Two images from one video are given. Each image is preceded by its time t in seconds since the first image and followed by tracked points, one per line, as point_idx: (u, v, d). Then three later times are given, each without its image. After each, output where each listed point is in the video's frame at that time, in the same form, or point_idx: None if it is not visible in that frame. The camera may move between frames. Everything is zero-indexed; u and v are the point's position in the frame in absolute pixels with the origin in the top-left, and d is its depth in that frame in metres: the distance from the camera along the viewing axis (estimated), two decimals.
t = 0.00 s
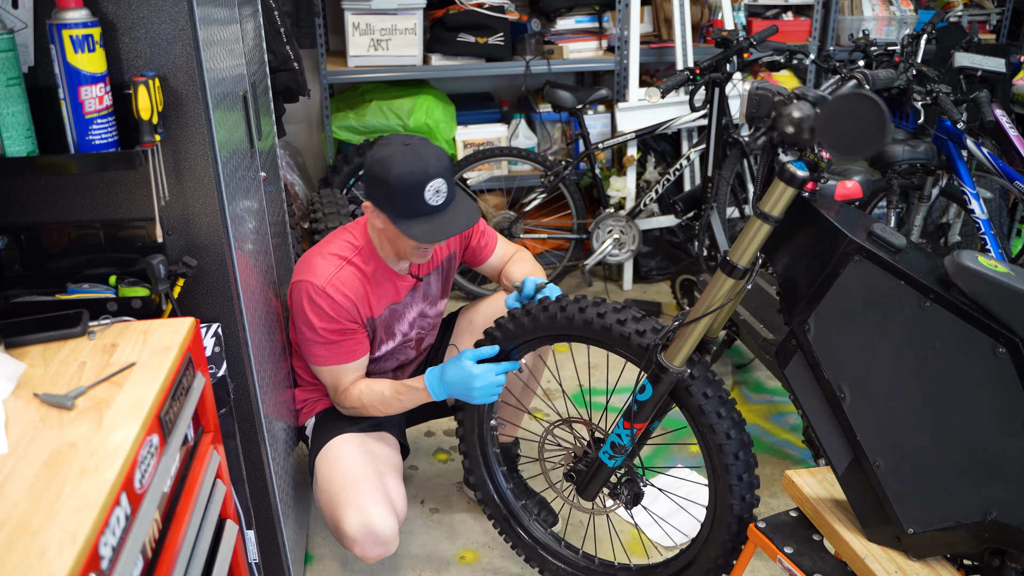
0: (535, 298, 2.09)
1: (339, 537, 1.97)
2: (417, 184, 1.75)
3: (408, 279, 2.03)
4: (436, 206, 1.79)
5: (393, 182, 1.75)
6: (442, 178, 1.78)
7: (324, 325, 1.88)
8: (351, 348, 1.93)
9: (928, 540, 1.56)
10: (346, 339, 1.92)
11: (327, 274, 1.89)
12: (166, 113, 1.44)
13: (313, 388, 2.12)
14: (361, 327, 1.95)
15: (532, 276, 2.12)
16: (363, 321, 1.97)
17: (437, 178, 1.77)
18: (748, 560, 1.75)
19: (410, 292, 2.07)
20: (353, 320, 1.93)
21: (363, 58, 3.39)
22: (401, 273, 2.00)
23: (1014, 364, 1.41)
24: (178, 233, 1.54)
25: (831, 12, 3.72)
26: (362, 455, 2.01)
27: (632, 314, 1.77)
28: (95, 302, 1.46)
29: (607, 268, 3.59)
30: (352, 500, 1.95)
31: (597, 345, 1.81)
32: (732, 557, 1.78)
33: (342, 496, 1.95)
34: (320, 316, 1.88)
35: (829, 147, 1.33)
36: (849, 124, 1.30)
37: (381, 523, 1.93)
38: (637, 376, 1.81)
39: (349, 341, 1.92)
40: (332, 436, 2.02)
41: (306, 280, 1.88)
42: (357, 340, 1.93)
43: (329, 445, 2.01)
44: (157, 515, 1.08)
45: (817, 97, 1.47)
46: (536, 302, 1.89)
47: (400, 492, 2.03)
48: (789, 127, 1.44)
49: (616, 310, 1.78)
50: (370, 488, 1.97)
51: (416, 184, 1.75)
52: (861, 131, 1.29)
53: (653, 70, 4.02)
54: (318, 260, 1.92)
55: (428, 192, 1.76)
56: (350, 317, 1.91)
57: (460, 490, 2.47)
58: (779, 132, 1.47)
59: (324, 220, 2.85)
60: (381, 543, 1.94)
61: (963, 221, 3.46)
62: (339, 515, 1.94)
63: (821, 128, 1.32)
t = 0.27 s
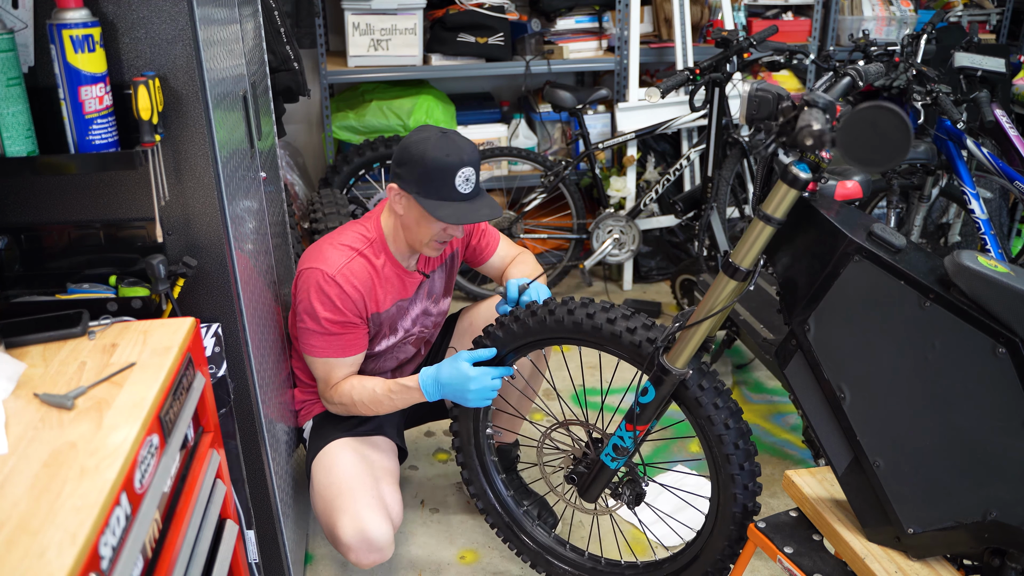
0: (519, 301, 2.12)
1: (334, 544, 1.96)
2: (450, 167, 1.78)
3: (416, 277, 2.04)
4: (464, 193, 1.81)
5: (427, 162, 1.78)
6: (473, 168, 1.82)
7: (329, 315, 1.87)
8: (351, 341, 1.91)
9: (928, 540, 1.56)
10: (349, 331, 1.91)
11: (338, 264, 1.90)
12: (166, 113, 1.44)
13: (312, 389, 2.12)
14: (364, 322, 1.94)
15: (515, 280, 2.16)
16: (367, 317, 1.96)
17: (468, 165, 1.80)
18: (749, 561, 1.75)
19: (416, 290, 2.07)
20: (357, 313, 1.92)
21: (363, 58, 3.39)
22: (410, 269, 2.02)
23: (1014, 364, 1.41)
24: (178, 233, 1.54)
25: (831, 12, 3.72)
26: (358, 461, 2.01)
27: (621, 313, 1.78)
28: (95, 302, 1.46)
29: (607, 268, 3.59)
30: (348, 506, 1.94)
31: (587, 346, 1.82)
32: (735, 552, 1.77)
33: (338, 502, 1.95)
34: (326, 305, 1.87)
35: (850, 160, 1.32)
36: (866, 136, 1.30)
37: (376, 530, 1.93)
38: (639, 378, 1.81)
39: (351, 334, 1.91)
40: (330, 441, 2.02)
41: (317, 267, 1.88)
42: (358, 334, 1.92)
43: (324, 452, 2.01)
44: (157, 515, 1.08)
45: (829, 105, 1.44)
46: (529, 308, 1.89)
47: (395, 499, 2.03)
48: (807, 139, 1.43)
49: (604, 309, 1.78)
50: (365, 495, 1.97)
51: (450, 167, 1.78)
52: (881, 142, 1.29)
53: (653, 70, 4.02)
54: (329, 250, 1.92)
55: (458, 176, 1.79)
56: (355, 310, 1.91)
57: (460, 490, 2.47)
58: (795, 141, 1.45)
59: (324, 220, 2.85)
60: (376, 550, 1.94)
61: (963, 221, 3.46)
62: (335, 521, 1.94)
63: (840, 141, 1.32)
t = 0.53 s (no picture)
0: (524, 291, 2.12)
1: (337, 545, 1.96)
2: (466, 158, 1.82)
3: (422, 274, 2.05)
4: (476, 186, 1.84)
5: (444, 151, 1.82)
6: (488, 163, 1.85)
7: (337, 312, 1.87)
8: (355, 339, 1.91)
9: (928, 540, 1.56)
10: (354, 329, 1.90)
11: (348, 260, 1.90)
12: (166, 113, 1.44)
13: (312, 390, 2.12)
14: (369, 319, 1.94)
15: (518, 270, 2.15)
16: (373, 315, 1.96)
17: (483, 159, 1.84)
18: (749, 560, 1.75)
19: (421, 288, 2.08)
20: (364, 310, 1.92)
21: (363, 58, 3.39)
22: (417, 266, 2.03)
23: (1014, 364, 1.41)
24: (178, 233, 1.54)
25: (831, 12, 3.72)
26: (359, 462, 2.01)
27: (624, 311, 1.78)
28: (94, 302, 1.46)
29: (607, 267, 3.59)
30: (350, 508, 1.94)
31: (589, 343, 1.82)
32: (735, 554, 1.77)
33: (340, 504, 1.95)
34: (334, 301, 1.86)
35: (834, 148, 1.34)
36: (848, 126, 1.32)
37: (378, 530, 1.93)
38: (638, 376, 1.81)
39: (357, 332, 1.91)
40: (330, 442, 2.03)
41: (327, 263, 1.88)
42: (363, 332, 1.92)
43: (325, 453, 2.01)
44: (157, 515, 1.08)
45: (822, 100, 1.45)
46: (531, 305, 1.89)
47: (397, 498, 2.03)
48: (791, 128, 1.43)
49: (607, 308, 1.79)
50: (367, 495, 1.97)
51: (466, 158, 1.82)
52: (867, 134, 1.30)
53: (653, 70, 4.02)
54: (339, 246, 1.92)
55: (473, 168, 1.82)
56: (362, 307, 1.91)
57: (460, 490, 2.47)
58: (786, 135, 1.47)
59: (324, 220, 2.85)
60: (380, 550, 1.94)
61: (963, 221, 3.46)
62: (338, 523, 1.94)
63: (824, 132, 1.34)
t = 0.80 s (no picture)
0: (540, 285, 2.11)
1: (336, 545, 1.96)
2: (469, 147, 1.83)
3: (423, 270, 2.05)
4: (476, 175, 1.84)
5: (449, 139, 1.84)
6: (490, 153, 1.86)
7: (337, 303, 1.87)
8: (354, 331, 1.91)
9: (928, 540, 1.56)
10: (353, 321, 1.90)
11: (350, 251, 1.90)
12: (166, 114, 1.44)
13: (312, 390, 2.12)
14: (369, 313, 1.94)
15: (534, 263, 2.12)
16: (373, 308, 1.96)
17: (486, 149, 1.85)
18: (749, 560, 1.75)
19: (422, 283, 2.08)
20: (364, 302, 1.92)
21: (363, 58, 3.39)
22: (418, 261, 2.03)
23: (1014, 364, 1.42)
24: (178, 234, 1.54)
25: (831, 12, 3.72)
26: (359, 461, 2.01)
27: (627, 309, 1.78)
28: (94, 302, 1.46)
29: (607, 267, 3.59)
30: (349, 507, 1.94)
31: (593, 340, 1.82)
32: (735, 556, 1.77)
33: (339, 503, 1.95)
34: (335, 292, 1.87)
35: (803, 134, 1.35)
36: (817, 111, 1.32)
37: (377, 530, 1.93)
38: (636, 373, 1.80)
39: (356, 324, 1.91)
40: (330, 441, 2.03)
41: (329, 254, 1.89)
42: (362, 325, 1.92)
43: (325, 452, 2.01)
44: (157, 515, 1.08)
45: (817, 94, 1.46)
46: (541, 301, 1.90)
47: (396, 498, 2.03)
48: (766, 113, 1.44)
49: (610, 304, 1.79)
50: (366, 494, 1.96)
51: (469, 146, 1.83)
52: (835, 117, 1.31)
53: (653, 70, 4.02)
54: (342, 238, 1.93)
55: (474, 156, 1.83)
56: (362, 299, 1.91)
57: (460, 490, 2.47)
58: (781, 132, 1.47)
59: (324, 220, 2.85)
60: (378, 550, 1.94)
61: (963, 221, 3.46)
62: (336, 522, 1.94)
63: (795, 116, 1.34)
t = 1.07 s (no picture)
0: (543, 286, 2.10)
1: (333, 543, 1.96)
2: (472, 143, 1.84)
3: (425, 269, 2.05)
4: (479, 171, 1.83)
5: (452, 136, 1.84)
6: (494, 150, 1.86)
7: (336, 300, 1.87)
8: (353, 329, 1.91)
9: (928, 540, 1.56)
10: (353, 319, 1.90)
11: (352, 249, 1.91)
12: (166, 113, 1.44)
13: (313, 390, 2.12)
14: (369, 311, 1.94)
15: (538, 264, 2.12)
16: (373, 307, 1.96)
17: (488, 146, 1.85)
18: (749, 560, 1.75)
19: (424, 283, 2.08)
20: (364, 301, 1.92)
21: (363, 58, 3.39)
22: (421, 260, 2.03)
23: (1014, 364, 1.42)
24: (178, 234, 1.54)
25: (831, 12, 3.72)
26: (358, 461, 2.01)
27: (628, 309, 1.78)
28: (94, 302, 1.46)
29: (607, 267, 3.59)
30: (347, 506, 1.94)
31: (595, 340, 1.82)
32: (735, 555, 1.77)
33: (337, 502, 1.95)
34: (334, 289, 1.87)
35: (800, 133, 1.35)
36: (816, 109, 1.33)
37: (374, 529, 1.92)
38: (637, 373, 1.80)
39: (355, 322, 1.91)
40: (329, 440, 2.03)
41: (331, 251, 1.89)
42: (361, 323, 1.92)
43: (324, 451, 2.01)
44: (157, 515, 1.08)
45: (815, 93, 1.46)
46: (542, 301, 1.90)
47: (394, 497, 2.02)
48: (765, 112, 1.45)
49: (613, 305, 1.79)
50: (364, 493, 1.96)
51: (473, 143, 1.83)
52: (835, 115, 1.31)
53: (653, 70, 4.02)
54: (345, 235, 1.93)
55: (476, 152, 1.83)
56: (362, 297, 1.91)
57: (460, 490, 2.47)
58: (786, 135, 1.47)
59: (324, 220, 2.85)
60: (375, 549, 1.93)
61: (963, 221, 3.46)
62: (334, 521, 1.93)
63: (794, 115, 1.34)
